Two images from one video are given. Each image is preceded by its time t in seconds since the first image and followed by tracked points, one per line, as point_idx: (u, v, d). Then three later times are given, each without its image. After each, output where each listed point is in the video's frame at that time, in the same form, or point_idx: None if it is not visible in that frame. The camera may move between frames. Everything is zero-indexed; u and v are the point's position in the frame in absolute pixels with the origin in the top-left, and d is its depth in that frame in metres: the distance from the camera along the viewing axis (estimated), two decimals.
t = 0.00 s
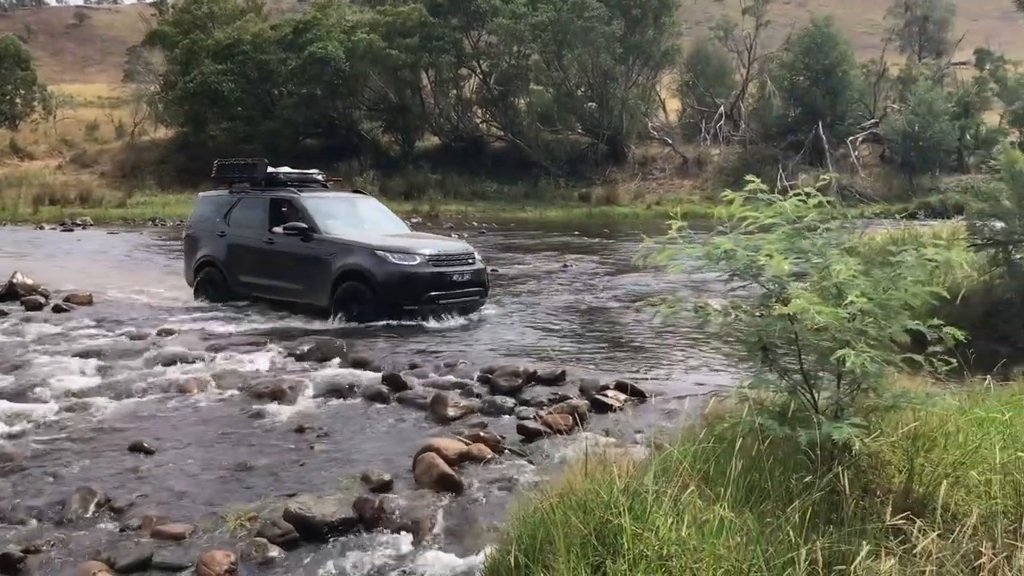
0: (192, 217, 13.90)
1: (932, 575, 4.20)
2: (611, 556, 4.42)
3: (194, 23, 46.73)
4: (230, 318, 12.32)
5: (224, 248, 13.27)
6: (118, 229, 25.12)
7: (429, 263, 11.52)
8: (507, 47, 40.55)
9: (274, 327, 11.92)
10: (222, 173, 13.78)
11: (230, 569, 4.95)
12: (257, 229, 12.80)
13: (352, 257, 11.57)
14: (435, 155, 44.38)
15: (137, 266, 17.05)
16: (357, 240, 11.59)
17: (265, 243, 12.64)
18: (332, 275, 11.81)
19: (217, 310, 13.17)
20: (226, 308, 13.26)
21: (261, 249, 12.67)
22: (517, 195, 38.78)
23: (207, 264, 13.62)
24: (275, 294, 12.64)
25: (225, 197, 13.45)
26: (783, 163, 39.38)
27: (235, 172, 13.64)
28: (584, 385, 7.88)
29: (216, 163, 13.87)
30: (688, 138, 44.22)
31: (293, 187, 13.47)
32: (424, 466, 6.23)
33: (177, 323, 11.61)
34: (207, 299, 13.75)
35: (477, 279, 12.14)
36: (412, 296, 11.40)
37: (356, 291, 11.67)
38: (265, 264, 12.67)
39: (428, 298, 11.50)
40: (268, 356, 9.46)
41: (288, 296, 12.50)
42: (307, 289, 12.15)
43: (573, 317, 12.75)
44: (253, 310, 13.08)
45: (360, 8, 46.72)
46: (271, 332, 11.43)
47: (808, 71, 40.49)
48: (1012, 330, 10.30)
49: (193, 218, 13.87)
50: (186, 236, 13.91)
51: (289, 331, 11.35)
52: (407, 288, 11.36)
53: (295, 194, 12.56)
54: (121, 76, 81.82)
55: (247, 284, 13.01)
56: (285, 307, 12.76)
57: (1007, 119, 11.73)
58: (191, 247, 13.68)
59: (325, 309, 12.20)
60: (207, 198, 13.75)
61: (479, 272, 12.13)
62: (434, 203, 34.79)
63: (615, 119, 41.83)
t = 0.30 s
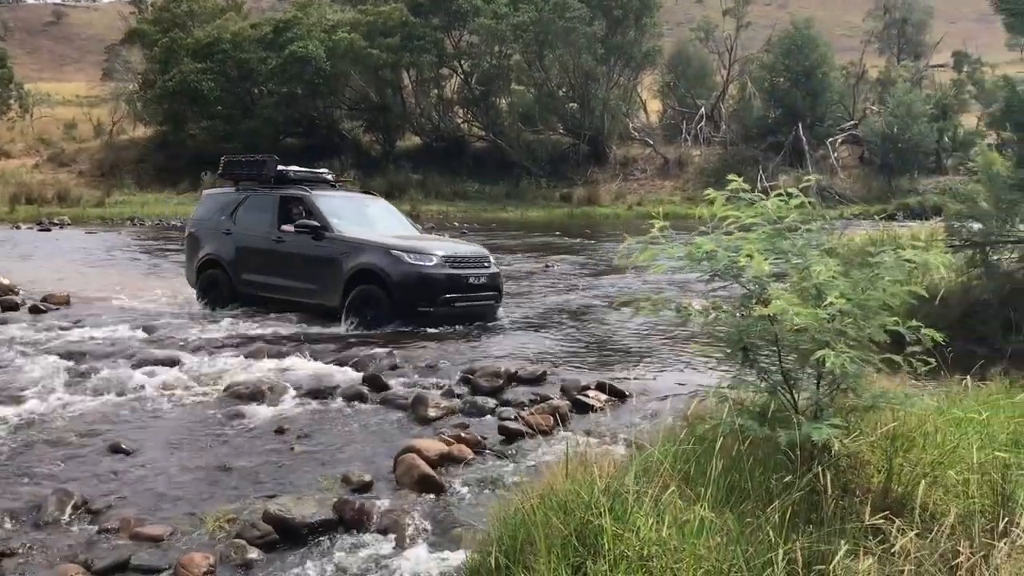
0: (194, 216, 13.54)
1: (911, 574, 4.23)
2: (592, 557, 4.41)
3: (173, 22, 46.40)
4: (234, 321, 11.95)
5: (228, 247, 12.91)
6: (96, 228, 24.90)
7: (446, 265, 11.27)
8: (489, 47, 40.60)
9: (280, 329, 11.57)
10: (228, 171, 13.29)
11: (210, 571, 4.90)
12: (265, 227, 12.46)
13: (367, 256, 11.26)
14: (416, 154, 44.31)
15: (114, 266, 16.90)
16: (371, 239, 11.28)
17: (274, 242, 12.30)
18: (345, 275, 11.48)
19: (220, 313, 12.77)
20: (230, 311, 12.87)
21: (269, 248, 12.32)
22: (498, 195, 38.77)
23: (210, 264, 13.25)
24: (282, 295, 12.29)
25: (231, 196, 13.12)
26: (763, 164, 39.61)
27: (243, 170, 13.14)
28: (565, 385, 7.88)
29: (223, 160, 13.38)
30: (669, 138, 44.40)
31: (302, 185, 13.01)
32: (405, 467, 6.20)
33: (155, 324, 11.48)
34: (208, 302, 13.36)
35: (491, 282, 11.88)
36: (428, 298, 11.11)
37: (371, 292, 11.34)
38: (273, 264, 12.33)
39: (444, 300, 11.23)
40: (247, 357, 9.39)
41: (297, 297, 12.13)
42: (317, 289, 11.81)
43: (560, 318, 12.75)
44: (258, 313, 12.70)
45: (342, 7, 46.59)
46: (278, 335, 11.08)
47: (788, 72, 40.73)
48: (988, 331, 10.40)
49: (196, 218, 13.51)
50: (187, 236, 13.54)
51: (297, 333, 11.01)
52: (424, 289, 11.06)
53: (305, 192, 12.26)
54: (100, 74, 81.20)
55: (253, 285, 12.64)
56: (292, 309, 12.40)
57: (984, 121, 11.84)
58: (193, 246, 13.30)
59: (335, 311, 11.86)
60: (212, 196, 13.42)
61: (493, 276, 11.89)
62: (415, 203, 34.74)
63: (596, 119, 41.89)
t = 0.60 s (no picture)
0: (207, 215, 13.13)
1: (896, 571, 4.26)
2: (580, 555, 4.43)
3: (160, 22, 46.25)
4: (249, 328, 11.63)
5: (244, 249, 12.53)
6: (82, 230, 24.80)
7: (476, 274, 10.96)
8: (477, 47, 40.66)
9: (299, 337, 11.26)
10: (247, 172, 12.94)
11: (199, 572, 4.90)
12: (283, 231, 12.08)
13: (394, 264, 10.91)
14: (404, 155, 44.26)
15: (101, 268, 16.84)
16: (398, 246, 10.92)
17: (294, 246, 11.92)
18: (370, 283, 11.12)
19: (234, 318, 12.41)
20: (244, 316, 12.52)
21: (289, 252, 11.95)
22: (486, 195, 38.78)
23: (223, 265, 12.86)
24: (301, 301, 11.94)
25: (247, 196, 12.74)
26: (750, 164, 39.75)
27: (261, 170, 12.80)
28: (553, 385, 7.89)
29: (241, 159, 13.04)
30: (656, 138, 44.52)
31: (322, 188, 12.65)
32: (393, 467, 6.21)
33: (143, 326, 11.44)
34: (221, 305, 12.99)
35: (519, 292, 11.57)
36: (456, 308, 10.81)
37: (397, 300, 11.00)
38: (292, 268, 11.96)
39: (472, 310, 10.93)
40: (235, 358, 9.34)
41: (317, 303, 11.77)
42: (339, 296, 11.46)
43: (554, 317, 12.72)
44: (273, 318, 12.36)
45: (329, 8, 46.55)
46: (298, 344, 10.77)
47: (774, 72, 40.90)
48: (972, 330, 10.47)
49: (209, 217, 13.10)
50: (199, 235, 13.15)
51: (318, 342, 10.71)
52: (453, 299, 10.76)
53: (327, 195, 11.88)
54: (86, 75, 80.91)
55: (269, 289, 12.28)
56: (310, 315, 12.06)
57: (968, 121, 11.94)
58: (206, 247, 12.90)
59: (356, 319, 11.54)
60: (227, 195, 13.01)
61: (521, 285, 11.57)
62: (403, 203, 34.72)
63: (584, 119, 41.92)
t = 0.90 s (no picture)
0: (226, 220, 12.89)
1: (885, 567, 4.29)
2: (571, 555, 4.44)
3: (149, 26, 46.18)
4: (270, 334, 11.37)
5: (265, 253, 12.28)
6: (71, 235, 24.71)
7: (506, 275, 10.60)
8: (466, 49, 40.75)
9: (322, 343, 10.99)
10: (266, 173, 12.59)
11: None
12: (305, 233, 11.83)
13: (420, 264, 10.60)
14: (394, 156, 44.21)
15: (89, 273, 16.79)
16: (424, 246, 10.62)
17: (317, 249, 11.66)
18: (396, 284, 10.82)
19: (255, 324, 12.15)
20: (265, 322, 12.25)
21: (312, 255, 11.68)
22: (476, 197, 38.76)
23: (243, 270, 12.61)
24: (325, 305, 11.65)
25: (266, 199, 12.51)
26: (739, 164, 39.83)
27: (280, 172, 12.50)
28: (544, 386, 7.89)
29: (258, 160, 12.69)
30: (646, 138, 44.58)
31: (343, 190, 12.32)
32: (385, 469, 6.19)
33: (134, 330, 11.40)
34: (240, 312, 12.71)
35: (548, 292, 11.16)
36: (486, 309, 10.45)
37: (425, 302, 10.68)
38: (315, 272, 11.68)
39: (502, 311, 10.56)
40: (226, 361, 9.31)
41: (341, 307, 11.48)
42: (364, 299, 11.16)
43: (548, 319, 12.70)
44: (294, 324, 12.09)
45: (318, 10, 46.54)
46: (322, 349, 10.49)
47: (763, 72, 41.01)
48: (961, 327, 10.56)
49: (227, 222, 12.87)
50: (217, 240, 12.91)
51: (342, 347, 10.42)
52: (482, 300, 10.40)
53: (349, 196, 11.62)
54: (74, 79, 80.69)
55: (291, 293, 12.01)
56: (334, 319, 11.77)
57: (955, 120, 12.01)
58: (226, 252, 12.67)
59: (382, 323, 11.23)
60: (247, 199, 12.77)
61: (550, 285, 11.17)
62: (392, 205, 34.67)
63: (574, 120, 41.84)
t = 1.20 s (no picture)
0: (237, 231, 12.62)
1: (871, 566, 4.31)
2: (558, 558, 4.44)
3: (134, 31, 46.03)
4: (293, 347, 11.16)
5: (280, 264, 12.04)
6: (55, 242, 24.58)
7: (537, 282, 10.37)
8: (453, 52, 40.81)
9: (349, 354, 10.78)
10: (276, 181, 12.36)
11: None
12: (322, 242, 11.60)
13: (448, 274, 10.38)
14: (381, 160, 44.13)
15: (73, 280, 16.71)
16: (452, 255, 10.40)
17: (336, 258, 11.44)
18: (424, 294, 10.60)
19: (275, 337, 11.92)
20: (284, 334, 12.03)
21: (331, 265, 11.45)
22: (464, 200, 38.73)
23: (257, 282, 12.36)
24: (347, 316, 11.43)
25: (277, 208, 12.26)
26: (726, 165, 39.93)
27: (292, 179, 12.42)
28: (533, 389, 7.88)
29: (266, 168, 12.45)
30: (633, 140, 44.65)
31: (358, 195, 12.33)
32: (373, 474, 6.19)
33: (121, 337, 11.35)
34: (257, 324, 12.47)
35: (577, 296, 10.93)
36: (518, 318, 10.22)
37: (455, 312, 10.46)
38: (335, 282, 11.46)
39: (535, 319, 10.31)
40: (216, 368, 9.28)
41: (364, 317, 11.28)
42: (389, 310, 10.95)
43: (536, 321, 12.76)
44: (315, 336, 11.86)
45: (303, 15, 46.51)
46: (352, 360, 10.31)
47: (749, 73, 41.15)
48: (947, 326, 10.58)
49: (237, 232, 12.60)
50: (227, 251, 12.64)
51: (370, 357, 10.23)
52: (513, 308, 10.16)
53: (367, 203, 11.41)
54: (59, 85, 80.33)
55: (310, 304, 11.78)
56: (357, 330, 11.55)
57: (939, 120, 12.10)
58: (238, 263, 12.40)
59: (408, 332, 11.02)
60: (257, 207, 12.50)
61: (580, 289, 10.93)
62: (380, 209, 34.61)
63: (561, 123, 41.78)
